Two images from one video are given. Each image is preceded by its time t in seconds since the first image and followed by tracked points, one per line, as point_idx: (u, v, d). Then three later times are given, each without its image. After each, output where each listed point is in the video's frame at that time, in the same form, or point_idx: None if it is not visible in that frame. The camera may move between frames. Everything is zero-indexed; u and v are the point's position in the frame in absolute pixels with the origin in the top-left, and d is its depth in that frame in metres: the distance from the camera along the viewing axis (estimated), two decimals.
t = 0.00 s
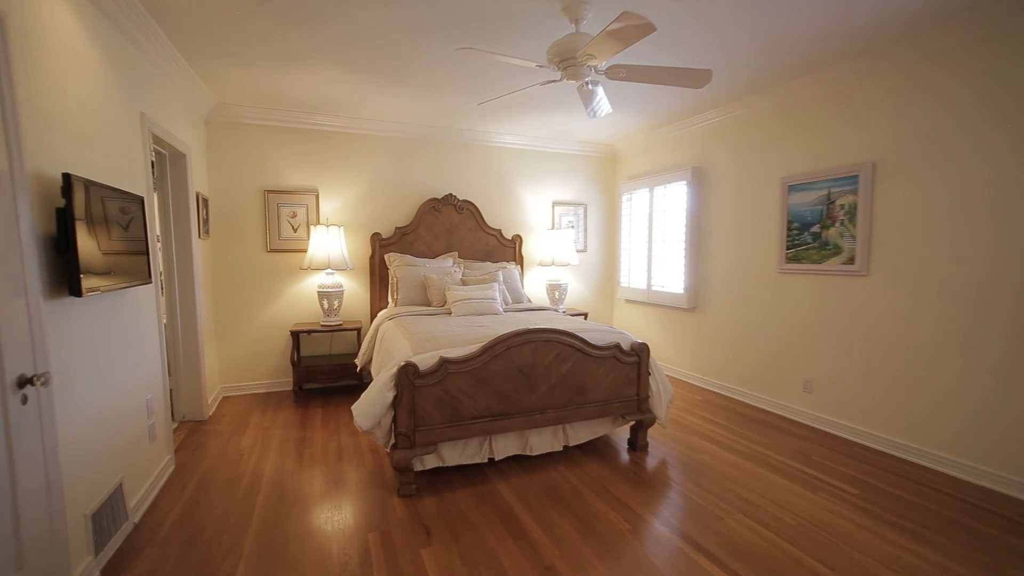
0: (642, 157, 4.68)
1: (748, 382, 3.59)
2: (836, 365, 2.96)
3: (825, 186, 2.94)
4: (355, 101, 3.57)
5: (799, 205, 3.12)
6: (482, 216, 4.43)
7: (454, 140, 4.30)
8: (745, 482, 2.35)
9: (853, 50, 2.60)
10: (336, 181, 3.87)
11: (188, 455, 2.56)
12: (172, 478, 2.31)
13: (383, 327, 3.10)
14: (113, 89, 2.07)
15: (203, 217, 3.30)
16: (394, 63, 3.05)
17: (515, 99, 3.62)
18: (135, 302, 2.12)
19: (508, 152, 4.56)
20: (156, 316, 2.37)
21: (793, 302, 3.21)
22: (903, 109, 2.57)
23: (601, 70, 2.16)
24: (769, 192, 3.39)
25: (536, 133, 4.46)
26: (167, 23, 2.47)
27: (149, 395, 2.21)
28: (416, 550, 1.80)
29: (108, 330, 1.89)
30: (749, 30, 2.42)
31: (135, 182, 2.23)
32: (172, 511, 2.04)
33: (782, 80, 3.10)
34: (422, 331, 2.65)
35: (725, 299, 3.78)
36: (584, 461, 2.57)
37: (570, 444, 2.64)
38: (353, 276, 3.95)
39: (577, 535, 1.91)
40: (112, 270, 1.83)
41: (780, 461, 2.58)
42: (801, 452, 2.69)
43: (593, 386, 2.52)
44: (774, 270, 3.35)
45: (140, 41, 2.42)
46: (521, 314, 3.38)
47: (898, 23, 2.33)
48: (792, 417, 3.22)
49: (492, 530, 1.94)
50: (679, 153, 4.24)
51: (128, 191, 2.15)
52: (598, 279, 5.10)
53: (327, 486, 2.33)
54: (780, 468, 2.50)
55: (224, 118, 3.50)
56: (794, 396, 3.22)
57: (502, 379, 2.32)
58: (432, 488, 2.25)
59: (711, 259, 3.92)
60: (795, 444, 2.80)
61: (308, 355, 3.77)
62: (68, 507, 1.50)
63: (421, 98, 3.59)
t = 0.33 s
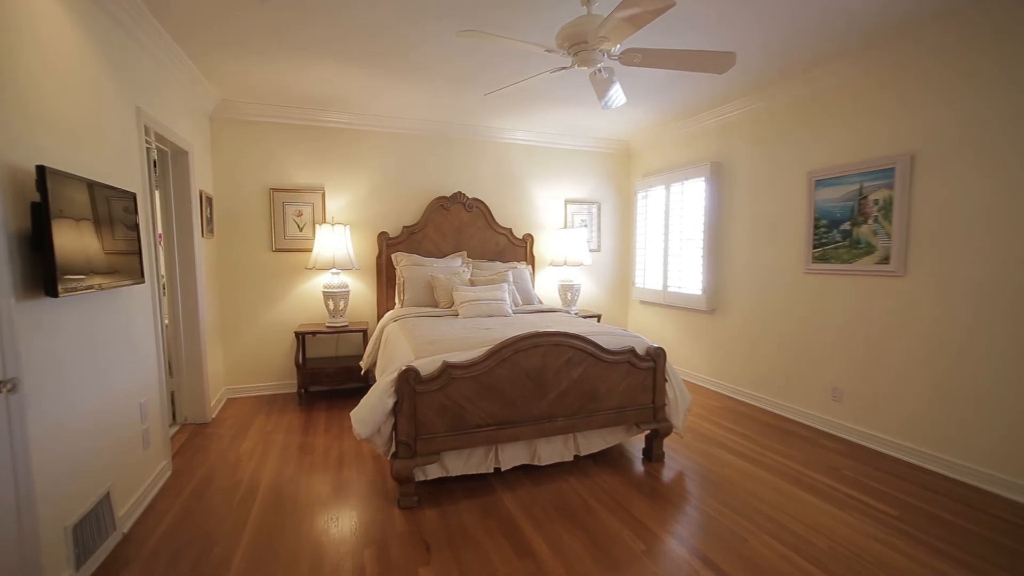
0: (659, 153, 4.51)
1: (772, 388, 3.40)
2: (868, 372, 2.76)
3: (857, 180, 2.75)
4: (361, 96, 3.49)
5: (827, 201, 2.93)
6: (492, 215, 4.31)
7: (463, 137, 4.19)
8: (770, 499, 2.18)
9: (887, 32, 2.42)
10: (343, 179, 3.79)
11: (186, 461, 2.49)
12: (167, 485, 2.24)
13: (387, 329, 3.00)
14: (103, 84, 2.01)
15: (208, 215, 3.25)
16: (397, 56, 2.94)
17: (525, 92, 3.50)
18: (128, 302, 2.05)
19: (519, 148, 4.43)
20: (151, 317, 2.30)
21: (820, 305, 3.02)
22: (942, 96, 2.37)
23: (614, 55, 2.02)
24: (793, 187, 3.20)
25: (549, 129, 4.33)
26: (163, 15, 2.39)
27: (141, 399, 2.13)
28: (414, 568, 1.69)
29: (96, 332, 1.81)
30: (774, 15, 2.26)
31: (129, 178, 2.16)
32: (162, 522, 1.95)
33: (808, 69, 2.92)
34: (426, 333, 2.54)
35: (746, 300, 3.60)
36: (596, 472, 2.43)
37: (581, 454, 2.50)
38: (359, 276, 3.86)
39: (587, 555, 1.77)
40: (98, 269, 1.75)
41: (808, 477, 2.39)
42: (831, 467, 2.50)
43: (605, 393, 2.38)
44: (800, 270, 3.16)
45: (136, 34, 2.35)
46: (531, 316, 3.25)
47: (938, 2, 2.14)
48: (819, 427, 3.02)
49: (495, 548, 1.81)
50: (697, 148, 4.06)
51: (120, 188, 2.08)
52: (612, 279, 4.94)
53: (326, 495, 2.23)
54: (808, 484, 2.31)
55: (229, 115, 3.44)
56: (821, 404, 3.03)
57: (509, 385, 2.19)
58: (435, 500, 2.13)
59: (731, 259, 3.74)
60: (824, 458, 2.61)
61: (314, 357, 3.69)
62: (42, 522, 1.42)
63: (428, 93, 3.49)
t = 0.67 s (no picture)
0: (677, 147, 4.33)
1: (797, 394, 3.21)
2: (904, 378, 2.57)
3: (894, 170, 2.55)
4: (369, 90, 3.40)
5: (861, 194, 2.73)
6: (503, 212, 4.19)
7: (474, 132, 4.08)
8: (798, 514, 2.01)
9: (930, 9, 2.22)
10: (351, 175, 3.71)
11: (184, 465, 2.41)
12: (163, 489, 2.17)
13: (393, 329, 2.90)
14: (97, 74, 1.94)
15: (213, 212, 3.20)
16: (404, 47, 2.83)
17: (536, 84, 3.37)
18: (122, 300, 1.98)
19: (532, 143, 4.30)
20: (149, 315, 2.23)
21: (852, 305, 2.82)
22: (992, 77, 2.17)
23: (630, 35, 1.88)
24: (822, 180, 3.00)
25: (562, 123, 4.19)
26: (163, 6, 2.32)
27: (137, 400, 2.05)
28: None
29: (84, 330, 1.74)
30: None
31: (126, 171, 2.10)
32: (154, 528, 1.88)
33: (839, 52, 2.73)
34: (432, 334, 2.43)
35: (770, 300, 3.41)
36: (609, 482, 2.28)
37: (594, 463, 2.36)
38: (367, 275, 3.78)
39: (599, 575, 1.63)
40: (86, 264, 1.67)
41: (839, 490, 2.21)
42: (865, 481, 2.31)
43: (620, 398, 2.23)
44: (829, 269, 2.96)
45: (136, 25, 2.29)
46: (543, 316, 3.12)
47: None
48: (848, 436, 2.83)
49: (499, 564, 1.68)
50: (718, 141, 3.88)
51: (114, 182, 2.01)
52: (627, 278, 4.78)
53: (325, 510, 2.07)
54: (840, 498, 2.13)
55: (236, 109, 3.39)
56: (852, 411, 2.83)
57: (517, 389, 2.06)
58: (438, 510, 2.02)
59: (754, 257, 3.55)
60: (857, 470, 2.41)
61: (320, 357, 3.62)
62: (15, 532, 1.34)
63: (437, 86, 3.39)
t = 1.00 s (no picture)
0: (697, 141, 4.13)
1: (826, 402, 2.99)
2: (949, 388, 2.34)
3: (942, 159, 2.33)
4: (375, 83, 3.29)
5: (902, 186, 2.51)
6: (514, 209, 4.04)
7: (484, 127, 3.95)
8: (832, 540, 1.82)
9: None
10: (356, 172, 3.61)
11: (179, 472, 2.32)
12: (153, 500, 2.08)
13: (397, 330, 2.78)
14: (86, 64, 1.86)
15: (216, 210, 3.12)
16: (410, 38, 2.71)
17: (549, 74, 3.21)
18: (110, 300, 1.90)
19: (544, 137, 4.15)
20: (141, 315, 2.14)
21: (890, 307, 2.60)
22: None
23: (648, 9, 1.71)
24: (856, 173, 2.79)
25: (576, 116, 4.03)
26: None
27: (127, 404, 1.97)
28: None
29: (65, 332, 1.65)
30: None
31: (118, 165, 2.02)
32: (138, 545, 1.78)
33: (876, 33, 2.52)
34: (435, 337, 2.29)
35: (797, 302, 3.20)
36: (624, 498, 2.11)
37: (607, 477, 2.19)
38: (373, 274, 3.68)
39: None
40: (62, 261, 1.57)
41: (879, 512, 2.00)
42: (908, 502, 2.10)
43: (636, 408, 2.07)
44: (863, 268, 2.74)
45: (133, 17, 2.21)
46: (554, 318, 2.97)
47: None
48: (884, 449, 2.61)
49: None
50: (741, 133, 3.67)
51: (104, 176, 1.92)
52: (643, 278, 4.59)
53: (319, 533, 1.88)
54: (880, 522, 1.93)
55: (240, 104, 3.32)
56: (889, 423, 2.61)
57: (523, 397, 1.91)
58: (438, 527, 1.88)
59: (779, 256, 3.34)
60: (897, 490, 2.19)
61: (325, 359, 3.53)
62: None
63: (445, 78, 3.26)
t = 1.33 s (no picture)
0: (717, 135, 3.92)
1: (860, 414, 2.77)
2: (1004, 402, 2.11)
3: (998, 148, 2.10)
4: (379, 77, 3.17)
5: (949, 179, 2.29)
6: (524, 207, 3.89)
7: (494, 122, 3.80)
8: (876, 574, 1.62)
9: None
10: (361, 169, 3.50)
11: (170, 482, 2.22)
12: (138, 514, 1.97)
13: (399, 334, 2.65)
14: (67, 52, 1.75)
15: (216, 208, 3.04)
16: (413, 29, 2.58)
17: (560, 66, 3.05)
18: (94, 303, 1.80)
19: (556, 132, 3.98)
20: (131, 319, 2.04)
21: (934, 313, 2.37)
22: None
23: None
24: (894, 165, 2.56)
25: (590, 110, 3.85)
26: None
27: (108, 413, 1.85)
28: None
29: (42, 336, 1.55)
30: None
31: (103, 161, 1.92)
32: (114, 565, 1.67)
33: (918, 11, 2.30)
34: (436, 342, 2.15)
35: (827, 305, 2.98)
36: (639, 520, 1.94)
37: (621, 496, 2.02)
38: (378, 275, 3.56)
39: None
40: (55, 262, 1.54)
41: (927, 542, 1.79)
42: (959, 530, 1.88)
43: (652, 422, 1.89)
44: (903, 269, 2.52)
45: (124, 8, 2.12)
46: (564, 322, 2.81)
47: None
48: (929, 469, 2.38)
49: None
50: (765, 126, 3.45)
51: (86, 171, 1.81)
52: (659, 280, 4.39)
53: (308, 564, 1.68)
54: (929, 554, 1.72)
55: (241, 100, 3.23)
56: (932, 439, 2.38)
57: (528, 409, 1.76)
58: (436, 550, 1.73)
59: (807, 256, 3.12)
60: (945, 516, 1.98)
61: (328, 362, 3.42)
62: None
63: (452, 71, 3.12)
